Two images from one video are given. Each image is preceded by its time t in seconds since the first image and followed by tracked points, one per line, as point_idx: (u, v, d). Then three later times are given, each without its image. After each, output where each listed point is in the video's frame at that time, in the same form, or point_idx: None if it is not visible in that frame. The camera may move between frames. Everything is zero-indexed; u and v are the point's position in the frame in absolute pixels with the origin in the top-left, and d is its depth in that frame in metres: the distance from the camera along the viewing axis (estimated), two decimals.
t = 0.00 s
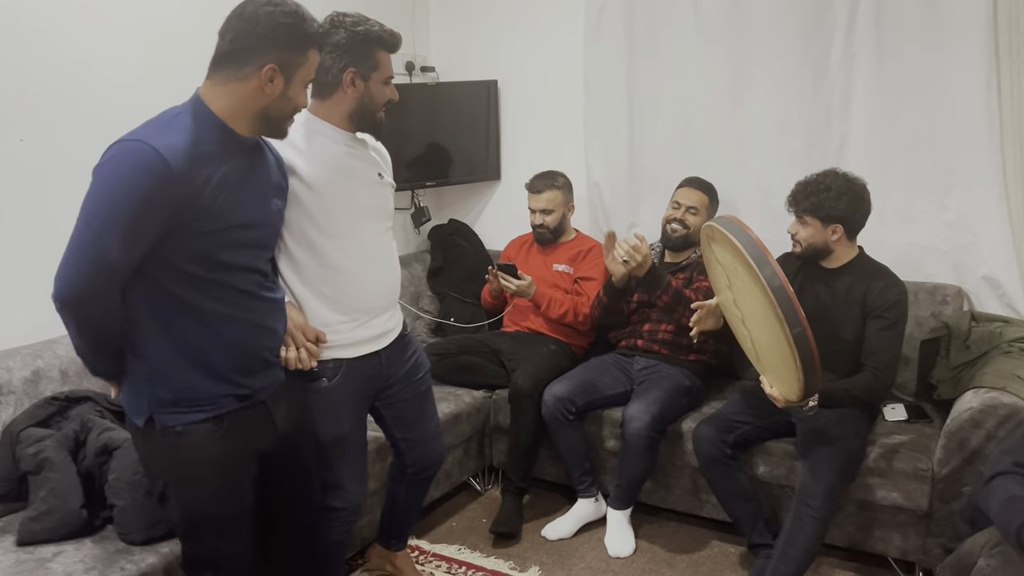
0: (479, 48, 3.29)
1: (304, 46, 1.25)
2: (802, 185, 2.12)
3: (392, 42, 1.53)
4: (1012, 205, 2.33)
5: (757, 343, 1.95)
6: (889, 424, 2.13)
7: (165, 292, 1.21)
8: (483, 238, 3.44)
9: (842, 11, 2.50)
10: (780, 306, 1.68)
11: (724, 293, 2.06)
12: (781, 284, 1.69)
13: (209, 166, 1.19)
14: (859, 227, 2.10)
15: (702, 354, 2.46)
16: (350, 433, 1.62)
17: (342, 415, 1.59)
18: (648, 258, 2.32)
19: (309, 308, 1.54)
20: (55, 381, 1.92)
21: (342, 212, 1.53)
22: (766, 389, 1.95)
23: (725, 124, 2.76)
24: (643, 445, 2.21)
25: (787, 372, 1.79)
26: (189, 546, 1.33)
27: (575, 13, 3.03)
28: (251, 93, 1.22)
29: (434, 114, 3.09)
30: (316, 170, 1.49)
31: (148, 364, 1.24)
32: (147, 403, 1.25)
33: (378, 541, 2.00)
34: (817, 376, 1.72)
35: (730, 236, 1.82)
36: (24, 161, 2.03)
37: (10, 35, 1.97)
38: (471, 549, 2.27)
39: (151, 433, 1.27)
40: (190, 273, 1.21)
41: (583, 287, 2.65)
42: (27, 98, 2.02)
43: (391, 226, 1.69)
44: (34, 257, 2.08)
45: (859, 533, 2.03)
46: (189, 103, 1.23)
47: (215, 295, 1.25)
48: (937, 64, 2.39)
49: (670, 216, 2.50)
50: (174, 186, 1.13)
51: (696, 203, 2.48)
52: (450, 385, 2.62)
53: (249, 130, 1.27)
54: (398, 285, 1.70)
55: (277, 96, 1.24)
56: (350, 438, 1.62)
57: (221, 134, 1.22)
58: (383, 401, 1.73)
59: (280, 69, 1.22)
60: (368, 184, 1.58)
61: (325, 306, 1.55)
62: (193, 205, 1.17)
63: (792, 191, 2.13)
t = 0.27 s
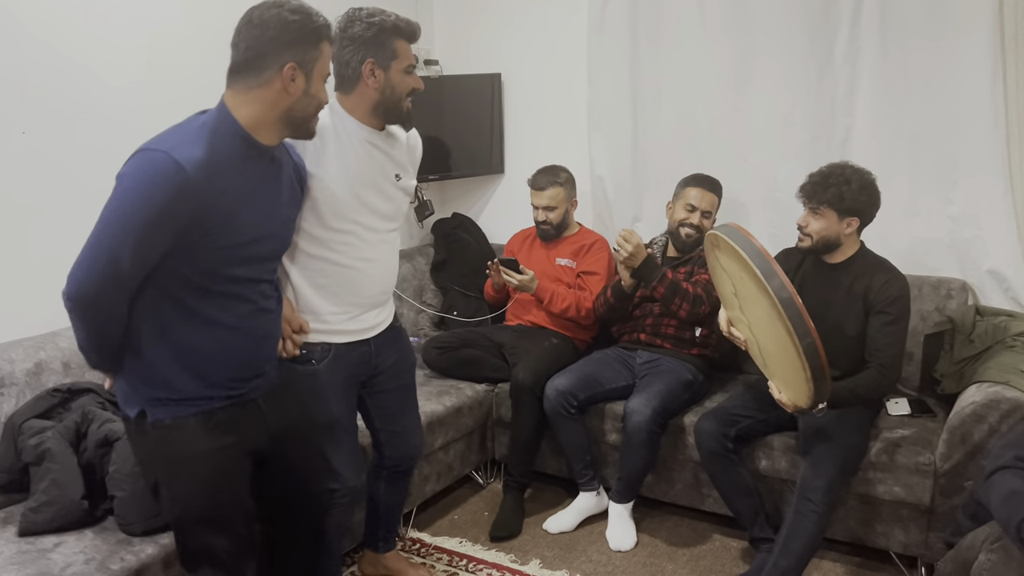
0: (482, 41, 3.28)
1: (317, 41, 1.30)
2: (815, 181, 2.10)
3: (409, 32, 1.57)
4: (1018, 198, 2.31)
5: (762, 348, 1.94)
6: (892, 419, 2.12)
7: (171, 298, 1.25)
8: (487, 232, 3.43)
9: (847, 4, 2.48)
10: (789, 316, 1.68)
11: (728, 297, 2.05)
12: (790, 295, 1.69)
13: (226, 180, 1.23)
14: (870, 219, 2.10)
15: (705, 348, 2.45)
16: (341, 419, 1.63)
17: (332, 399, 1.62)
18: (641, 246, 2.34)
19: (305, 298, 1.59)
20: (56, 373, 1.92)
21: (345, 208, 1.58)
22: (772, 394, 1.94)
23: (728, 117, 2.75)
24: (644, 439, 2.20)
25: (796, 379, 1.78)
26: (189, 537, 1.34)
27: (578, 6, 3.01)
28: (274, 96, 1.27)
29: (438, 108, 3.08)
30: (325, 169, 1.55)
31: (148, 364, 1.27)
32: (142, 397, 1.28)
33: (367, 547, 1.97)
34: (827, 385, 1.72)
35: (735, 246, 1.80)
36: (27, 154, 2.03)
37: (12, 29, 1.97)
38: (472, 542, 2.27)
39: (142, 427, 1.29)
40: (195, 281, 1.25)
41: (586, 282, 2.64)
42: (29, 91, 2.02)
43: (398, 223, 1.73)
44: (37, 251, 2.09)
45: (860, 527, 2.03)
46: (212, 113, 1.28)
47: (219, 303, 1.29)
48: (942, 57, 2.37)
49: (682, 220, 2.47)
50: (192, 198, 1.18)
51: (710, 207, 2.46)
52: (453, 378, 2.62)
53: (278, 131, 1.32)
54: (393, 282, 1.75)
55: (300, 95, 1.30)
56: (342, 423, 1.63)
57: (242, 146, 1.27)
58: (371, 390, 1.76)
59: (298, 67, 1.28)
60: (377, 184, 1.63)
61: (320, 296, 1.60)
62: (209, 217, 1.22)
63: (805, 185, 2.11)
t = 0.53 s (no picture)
0: (487, 33, 3.27)
1: (359, 51, 1.31)
2: (830, 167, 2.07)
3: (437, 34, 1.56)
4: None
5: (771, 336, 1.93)
6: (898, 413, 2.11)
7: (196, 281, 1.26)
8: (491, 224, 3.42)
9: None
10: (807, 300, 1.67)
11: (737, 287, 2.04)
12: (809, 278, 1.68)
13: (266, 175, 1.25)
14: (881, 211, 2.08)
15: (710, 342, 2.43)
16: (359, 411, 1.64)
17: (348, 391, 1.63)
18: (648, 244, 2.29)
19: (330, 295, 1.59)
20: (60, 364, 1.93)
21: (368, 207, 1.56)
22: (780, 383, 1.93)
23: (734, 109, 2.73)
24: (648, 432, 2.20)
25: (807, 365, 1.78)
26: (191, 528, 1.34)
27: None
28: (315, 103, 1.29)
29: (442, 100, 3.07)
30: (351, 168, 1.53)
31: (166, 339, 1.29)
32: (153, 367, 1.29)
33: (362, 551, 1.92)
34: (843, 371, 1.72)
35: (751, 227, 1.79)
36: (30, 146, 2.03)
37: (15, 21, 1.97)
38: (475, 534, 2.27)
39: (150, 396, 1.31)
40: (220, 268, 1.27)
41: (591, 274, 2.63)
42: (32, 83, 2.02)
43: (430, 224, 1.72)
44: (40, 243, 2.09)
45: (865, 521, 2.02)
46: (255, 109, 1.29)
47: (242, 290, 1.31)
48: (951, 48, 2.34)
49: (690, 213, 2.46)
50: (231, 191, 1.20)
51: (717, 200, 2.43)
52: (456, 371, 2.62)
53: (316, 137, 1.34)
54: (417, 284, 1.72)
55: (338, 103, 1.31)
56: (358, 416, 1.64)
57: (282, 145, 1.28)
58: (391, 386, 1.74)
59: (339, 76, 1.29)
60: (405, 184, 1.61)
61: (341, 293, 1.60)
62: (244, 210, 1.23)
63: (818, 172, 2.08)
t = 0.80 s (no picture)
0: (491, 27, 3.25)
1: (338, 55, 1.25)
2: (841, 164, 2.07)
3: (437, 16, 1.53)
4: None
5: (780, 338, 1.91)
6: (904, 409, 2.10)
7: (204, 254, 1.25)
8: (495, 220, 3.41)
9: None
10: (824, 310, 1.64)
11: (745, 289, 2.03)
12: (825, 288, 1.65)
13: (244, 138, 1.22)
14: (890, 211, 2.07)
15: (714, 338, 2.42)
16: (396, 391, 1.63)
17: (390, 369, 1.62)
18: (648, 282, 2.35)
19: (361, 270, 1.60)
20: (63, 360, 1.93)
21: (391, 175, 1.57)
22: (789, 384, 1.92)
23: (739, 104, 2.71)
24: (652, 428, 2.19)
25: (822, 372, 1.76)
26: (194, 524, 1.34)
27: None
28: (270, 78, 1.23)
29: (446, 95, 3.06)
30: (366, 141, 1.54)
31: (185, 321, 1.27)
32: (183, 359, 1.28)
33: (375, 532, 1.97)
34: (858, 379, 1.70)
35: (762, 235, 1.76)
36: (33, 141, 2.03)
37: (18, 15, 1.96)
38: (479, 531, 2.27)
39: (184, 387, 1.29)
40: (224, 237, 1.24)
41: (595, 271, 2.62)
42: (34, 78, 2.02)
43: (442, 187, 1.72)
44: (43, 238, 2.09)
45: (870, 518, 2.01)
46: (227, 85, 1.26)
47: (253, 257, 1.28)
48: (958, 42, 2.32)
49: (694, 206, 2.44)
50: (206, 154, 1.17)
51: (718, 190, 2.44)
52: (460, 367, 2.61)
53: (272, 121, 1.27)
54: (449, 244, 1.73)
55: (291, 87, 1.24)
56: (394, 397, 1.63)
57: (253, 111, 1.24)
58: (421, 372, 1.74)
59: (298, 59, 1.23)
60: (416, 149, 1.61)
61: (379, 267, 1.60)
62: (227, 172, 1.20)
63: (829, 170, 2.08)
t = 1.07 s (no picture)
0: (495, 24, 3.24)
1: (337, 50, 1.26)
2: (851, 159, 2.04)
3: (446, 23, 1.57)
4: None
5: (782, 334, 1.90)
6: (911, 407, 2.08)
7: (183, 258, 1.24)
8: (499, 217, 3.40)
9: None
10: (826, 303, 1.64)
11: (749, 286, 2.01)
12: (828, 280, 1.64)
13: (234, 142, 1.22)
14: (897, 206, 2.06)
15: (719, 335, 2.41)
16: (392, 402, 1.64)
17: (385, 381, 1.63)
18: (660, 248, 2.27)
19: (358, 286, 1.59)
20: (66, 357, 1.93)
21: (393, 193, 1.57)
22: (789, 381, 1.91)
23: (744, 99, 2.70)
24: (657, 426, 2.18)
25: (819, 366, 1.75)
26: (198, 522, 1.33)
27: None
28: (272, 80, 1.23)
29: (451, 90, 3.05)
30: (373, 159, 1.54)
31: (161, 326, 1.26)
32: (155, 363, 1.27)
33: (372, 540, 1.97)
34: (856, 373, 1.68)
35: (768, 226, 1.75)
36: (36, 138, 2.03)
37: (20, 12, 1.96)
38: (483, 528, 2.26)
39: (156, 393, 1.28)
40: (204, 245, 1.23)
41: (600, 267, 2.61)
42: (37, 75, 2.01)
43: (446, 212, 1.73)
44: (46, 235, 2.09)
45: (877, 516, 1.99)
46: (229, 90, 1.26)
47: (234, 267, 1.26)
48: (965, 37, 2.31)
49: (691, 203, 2.43)
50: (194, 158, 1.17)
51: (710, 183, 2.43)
52: (465, 364, 2.61)
53: (274, 123, 1.26)
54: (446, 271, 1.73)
55: (293, 88, 1.24)
56: (392, 407, 1.64)
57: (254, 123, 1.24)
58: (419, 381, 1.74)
59: (300, 58, 1.23)
60: (422, 170, 1.62)
61: (373, 283, 1.60)
62: (214, 179, 1.20)
63: (838, 160, 2.06)
